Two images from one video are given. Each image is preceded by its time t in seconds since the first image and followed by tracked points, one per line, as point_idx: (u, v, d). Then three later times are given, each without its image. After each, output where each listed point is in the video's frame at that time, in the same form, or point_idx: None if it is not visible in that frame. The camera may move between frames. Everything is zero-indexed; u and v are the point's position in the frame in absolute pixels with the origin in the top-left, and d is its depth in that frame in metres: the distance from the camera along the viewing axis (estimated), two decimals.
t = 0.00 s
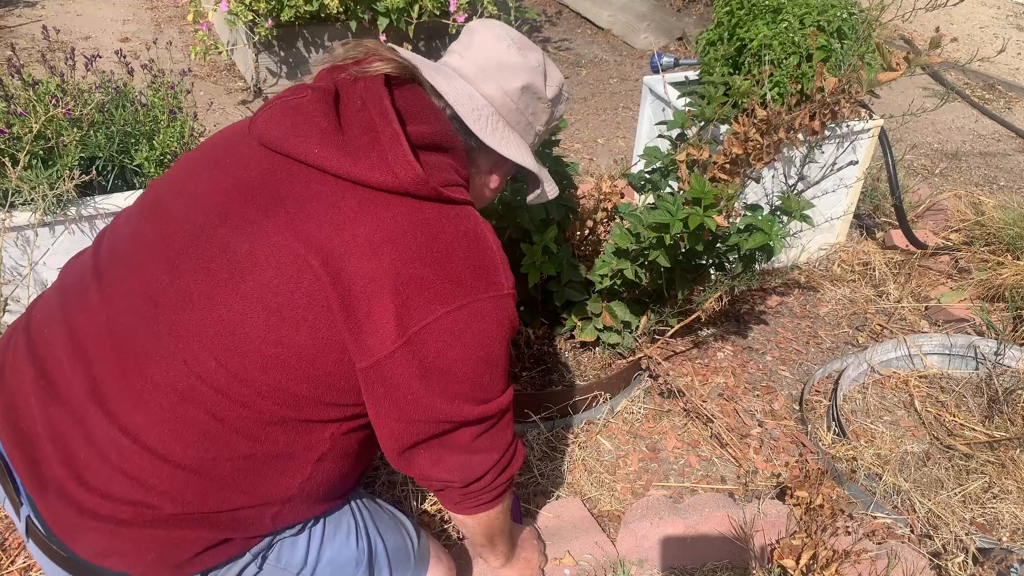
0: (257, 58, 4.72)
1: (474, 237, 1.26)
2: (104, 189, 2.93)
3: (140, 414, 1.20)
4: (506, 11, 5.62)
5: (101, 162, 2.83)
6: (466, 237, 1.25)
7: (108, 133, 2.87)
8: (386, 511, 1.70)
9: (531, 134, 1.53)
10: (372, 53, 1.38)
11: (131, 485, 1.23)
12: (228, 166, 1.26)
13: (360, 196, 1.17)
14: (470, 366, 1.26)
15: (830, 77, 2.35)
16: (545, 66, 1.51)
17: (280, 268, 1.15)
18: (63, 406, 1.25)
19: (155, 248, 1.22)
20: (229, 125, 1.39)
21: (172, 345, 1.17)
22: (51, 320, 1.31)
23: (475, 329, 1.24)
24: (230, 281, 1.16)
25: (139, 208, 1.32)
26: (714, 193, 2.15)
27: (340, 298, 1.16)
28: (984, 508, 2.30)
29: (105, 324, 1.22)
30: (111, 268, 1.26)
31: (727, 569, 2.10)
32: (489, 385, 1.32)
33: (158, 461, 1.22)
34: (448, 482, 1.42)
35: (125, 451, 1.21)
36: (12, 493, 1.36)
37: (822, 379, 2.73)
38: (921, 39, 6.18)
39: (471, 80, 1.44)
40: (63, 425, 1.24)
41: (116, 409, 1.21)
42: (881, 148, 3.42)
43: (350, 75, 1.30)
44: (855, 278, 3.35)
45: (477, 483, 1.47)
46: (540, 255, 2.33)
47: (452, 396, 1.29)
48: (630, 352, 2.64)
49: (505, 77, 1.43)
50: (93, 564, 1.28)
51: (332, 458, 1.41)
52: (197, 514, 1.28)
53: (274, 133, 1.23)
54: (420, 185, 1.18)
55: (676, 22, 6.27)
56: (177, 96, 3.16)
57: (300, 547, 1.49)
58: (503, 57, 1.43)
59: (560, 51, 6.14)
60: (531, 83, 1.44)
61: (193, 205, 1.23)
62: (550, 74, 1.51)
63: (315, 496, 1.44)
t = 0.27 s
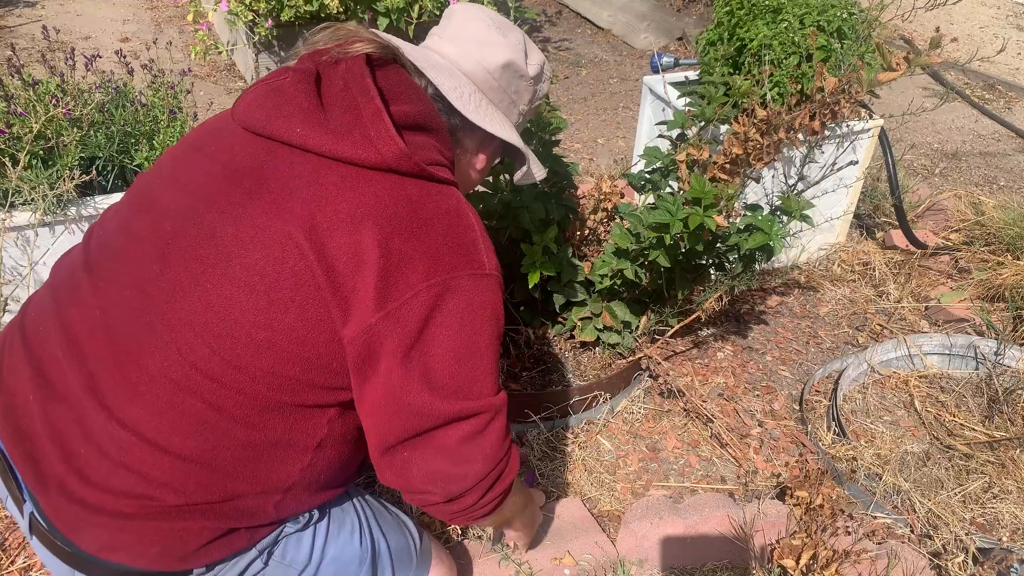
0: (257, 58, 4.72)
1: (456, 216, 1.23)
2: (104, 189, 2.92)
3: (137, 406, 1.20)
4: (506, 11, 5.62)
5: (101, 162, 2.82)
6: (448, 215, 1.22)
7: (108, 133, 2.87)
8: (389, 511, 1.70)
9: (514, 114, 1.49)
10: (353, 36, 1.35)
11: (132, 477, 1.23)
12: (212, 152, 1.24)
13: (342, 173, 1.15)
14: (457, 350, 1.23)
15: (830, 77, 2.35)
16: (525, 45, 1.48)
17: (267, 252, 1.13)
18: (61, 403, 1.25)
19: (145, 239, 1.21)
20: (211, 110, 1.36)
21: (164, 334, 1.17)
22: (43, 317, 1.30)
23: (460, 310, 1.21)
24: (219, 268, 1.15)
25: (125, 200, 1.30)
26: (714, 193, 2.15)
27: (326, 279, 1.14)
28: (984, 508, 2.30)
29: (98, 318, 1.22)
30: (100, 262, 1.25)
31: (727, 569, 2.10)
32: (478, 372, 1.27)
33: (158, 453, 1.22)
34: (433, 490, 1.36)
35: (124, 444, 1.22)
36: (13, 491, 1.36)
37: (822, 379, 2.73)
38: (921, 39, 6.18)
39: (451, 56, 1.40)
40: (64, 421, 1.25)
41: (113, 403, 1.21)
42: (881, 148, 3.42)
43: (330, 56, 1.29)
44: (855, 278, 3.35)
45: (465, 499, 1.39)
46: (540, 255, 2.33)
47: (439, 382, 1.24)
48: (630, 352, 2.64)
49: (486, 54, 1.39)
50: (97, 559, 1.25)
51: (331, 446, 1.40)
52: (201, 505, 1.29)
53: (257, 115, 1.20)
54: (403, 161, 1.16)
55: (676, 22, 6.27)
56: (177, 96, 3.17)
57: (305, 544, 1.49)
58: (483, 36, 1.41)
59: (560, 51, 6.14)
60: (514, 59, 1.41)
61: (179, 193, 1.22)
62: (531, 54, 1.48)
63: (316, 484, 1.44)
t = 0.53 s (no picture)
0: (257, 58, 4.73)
1: (431, 213, 1.18)
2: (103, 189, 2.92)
3: (117, 416, 1.19)
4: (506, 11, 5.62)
5: (101, 162, 2.81)
6: (421, 212, 1.16)
7: (108, 133, 2.87)
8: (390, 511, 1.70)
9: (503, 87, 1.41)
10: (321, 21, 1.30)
11: (117, 486, 1.23)
12: (184, 152, 1.21)
13: (309, 176, 1.11)
14: (434, 356, 1.18)
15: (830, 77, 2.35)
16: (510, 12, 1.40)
17: (236, 259, 1.10)
18: (49, 409, 1.25)
19: (119, 245, 1.19)
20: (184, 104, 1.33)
21: (139, 344, 1.15)
22: (33, 321, 1.30)
23: (436, 313, 1.16)
24: (189, 277, 1.12)
25: (104, 202, 1.28)
26: (714, 193, 2.15)
27: (296, 286, 1.11)
28: (984, 508, 2.30)
29: (79, 325, 1.21)
30: (80, 268, 1.24)
31: (727, 569, 2.10)
32: (455, 375, 1.22)
33: (141, 462, 1.21)
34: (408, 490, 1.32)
35: (108, 454, 1.21)
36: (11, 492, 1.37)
37: (822, 379, 2.73)
38: (921, 39, 6.18)
39: (430, 31, 1.33)
40: (52, 428, 1.25)
41: (95, 413, 1.20)
42: (881, 148, 3.42)
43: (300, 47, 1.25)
44: (855, 278, 3.35)
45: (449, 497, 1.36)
46: (541, 255, 2.33)
47: (416, 388, 1.20)
48: (630, 352, 2.64)
49: (465, 25, 1.33)
50: (93, 563, 1.27)
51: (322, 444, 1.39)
52: (190, 510, 1.28)
53: (226, 115, 1.17)
54: (373, 159, 1.11)
55: (676, 22, 6.27)
56: (177, 96, 3.17)
57: (304, 545, 1.49)
58: (461, 5, 1.34)
59: (560, 51, 6.14)
60: (495, 28, 1.34)
61: (152, 197, 1.19)
62: (515, 19, 1.40)
63: (309, 482, 1.43)
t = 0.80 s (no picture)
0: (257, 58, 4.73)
1: (366, 222, 1.10)
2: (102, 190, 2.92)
3: (73, 441, 1.17)
4: (506, 12, 5.62)
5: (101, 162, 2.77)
6: (354, 224, 1.09)
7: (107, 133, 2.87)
8: (382, 511, 1.69)
9: (452, 46, 1.29)
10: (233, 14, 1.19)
11: (84, 505, 1.21)
12: (109, 169, 1.14)
13: (230, 198, 1.04)
14: (382, 378, 1.11)
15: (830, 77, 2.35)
16: None
17: (164, 287, 1.05)
18: (19, 427, 1.24)
19: (55, 270, 1.15)
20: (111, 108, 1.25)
21: (83, 371, 1.12)
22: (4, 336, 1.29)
23: (380, 333, 1.09)
24: (123, 305, 1.08)
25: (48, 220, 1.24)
26: (714, 193, 2.15)
27: (227, 313, 1.05)
28: (984, 508, 2.30)
29: (32, 346, 1.18)
30: (30, 288, 1.21)
31: (727, 569, 2.10)
32: (409, 393, 1.16)
33: (102, 484, 1.19)
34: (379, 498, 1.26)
35: (68, 475, 1.19)
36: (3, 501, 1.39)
37: (822, 379, 2.73)
38: (922, 39, 6.18)
39: None
40: (23, 447, 1.25)
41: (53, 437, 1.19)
42: (881, 148, 3.42)
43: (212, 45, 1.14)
44: (855, 278, 3.35)
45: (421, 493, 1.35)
46: (540, 255, 2.34)
47: (367, 411, 1.14)
48: (630, 352, 2.64)
49: None
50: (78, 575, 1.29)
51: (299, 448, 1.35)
52: (162, 524, 1.26)
53: (148, 130, 1.10)
54: (291, 179, 1.04)
55: (676, 22, 6.27)
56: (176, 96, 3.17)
57: (291, 549, 1.49)
58: None
59: (560, 51, 6.14)
60: None
61: (85, 218, 1.14)
62: None
63: (289, 485, 1.40)
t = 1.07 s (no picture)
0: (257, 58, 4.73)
1: (289, 192, 1.06)
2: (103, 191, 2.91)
3: (41, 454, 1.21)
4: (506, 11, 5.62)
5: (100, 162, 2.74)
6: (278, 198, 1.05)
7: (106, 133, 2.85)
8: (378, 512, 1.69)
9: None
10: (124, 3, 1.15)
11: (60, 519, 1.24)
12: (44, 181, 1.15)
13: (150, 192, 1.02)
14: (333, 353, 1.10)
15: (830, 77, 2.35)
16: None
17: (104, 292, 1.06)
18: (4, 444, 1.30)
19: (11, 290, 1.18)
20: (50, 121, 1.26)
21: (41, 386, 1.16)
22: None
23: (324, 308, 1.06)
24: (68, 315, 1.10)
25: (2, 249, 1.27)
26: (713, 193, 2.15)
27: (165, 308, 1.04)
28: (984, 508, 2.30)
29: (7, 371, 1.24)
30: None
31: (728, 569, 2.10)
32: (365, 357, 1.14)
33: (70, 493, 1.22)
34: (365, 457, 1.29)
35: (43, 489, 1.23)
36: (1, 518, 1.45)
37: (822, 379, 2.73)
38: (921, 39, 6.18)
39: None
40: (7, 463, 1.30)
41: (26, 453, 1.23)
42: (881, 148, 3.42)
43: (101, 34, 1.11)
44: (855, 278, 3.35)
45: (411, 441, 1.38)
46: (541, 256, 2.35)
47: (326, 387, 1.13)
48: (630, 352, 2.63)
49: None
50: None
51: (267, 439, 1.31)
52: (133, 530, 1.26)
53: (66, 140, 1.10)
54: (194, 160, 1.00)
55: (676, 23, 6.27)
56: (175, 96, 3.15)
57: (285, 557, 1.49)
58: None
59: (560, 51, 6.14)
60: None
61: (24, 238, 1.15)
62: None
63: (266, 478, 1.37)
